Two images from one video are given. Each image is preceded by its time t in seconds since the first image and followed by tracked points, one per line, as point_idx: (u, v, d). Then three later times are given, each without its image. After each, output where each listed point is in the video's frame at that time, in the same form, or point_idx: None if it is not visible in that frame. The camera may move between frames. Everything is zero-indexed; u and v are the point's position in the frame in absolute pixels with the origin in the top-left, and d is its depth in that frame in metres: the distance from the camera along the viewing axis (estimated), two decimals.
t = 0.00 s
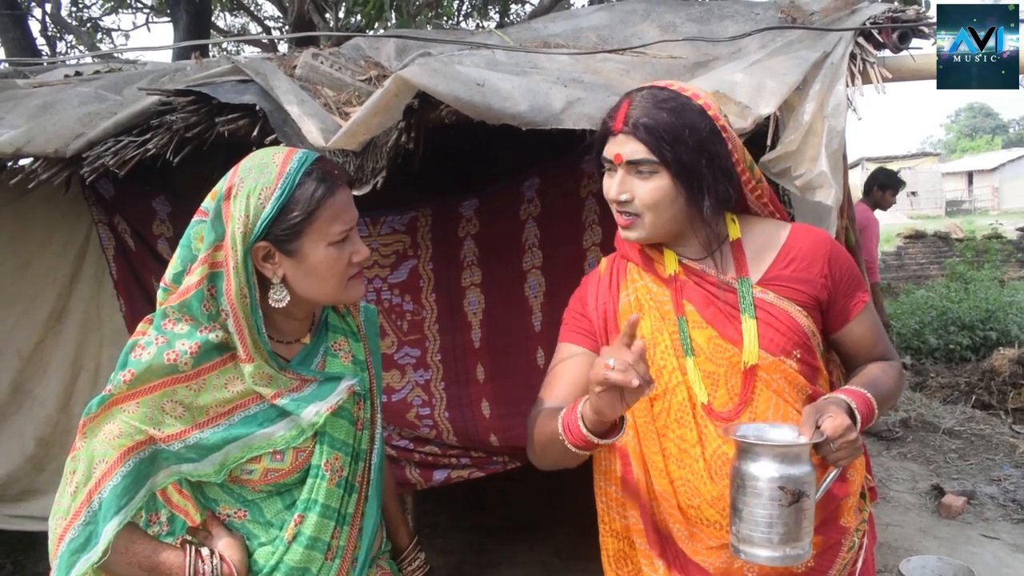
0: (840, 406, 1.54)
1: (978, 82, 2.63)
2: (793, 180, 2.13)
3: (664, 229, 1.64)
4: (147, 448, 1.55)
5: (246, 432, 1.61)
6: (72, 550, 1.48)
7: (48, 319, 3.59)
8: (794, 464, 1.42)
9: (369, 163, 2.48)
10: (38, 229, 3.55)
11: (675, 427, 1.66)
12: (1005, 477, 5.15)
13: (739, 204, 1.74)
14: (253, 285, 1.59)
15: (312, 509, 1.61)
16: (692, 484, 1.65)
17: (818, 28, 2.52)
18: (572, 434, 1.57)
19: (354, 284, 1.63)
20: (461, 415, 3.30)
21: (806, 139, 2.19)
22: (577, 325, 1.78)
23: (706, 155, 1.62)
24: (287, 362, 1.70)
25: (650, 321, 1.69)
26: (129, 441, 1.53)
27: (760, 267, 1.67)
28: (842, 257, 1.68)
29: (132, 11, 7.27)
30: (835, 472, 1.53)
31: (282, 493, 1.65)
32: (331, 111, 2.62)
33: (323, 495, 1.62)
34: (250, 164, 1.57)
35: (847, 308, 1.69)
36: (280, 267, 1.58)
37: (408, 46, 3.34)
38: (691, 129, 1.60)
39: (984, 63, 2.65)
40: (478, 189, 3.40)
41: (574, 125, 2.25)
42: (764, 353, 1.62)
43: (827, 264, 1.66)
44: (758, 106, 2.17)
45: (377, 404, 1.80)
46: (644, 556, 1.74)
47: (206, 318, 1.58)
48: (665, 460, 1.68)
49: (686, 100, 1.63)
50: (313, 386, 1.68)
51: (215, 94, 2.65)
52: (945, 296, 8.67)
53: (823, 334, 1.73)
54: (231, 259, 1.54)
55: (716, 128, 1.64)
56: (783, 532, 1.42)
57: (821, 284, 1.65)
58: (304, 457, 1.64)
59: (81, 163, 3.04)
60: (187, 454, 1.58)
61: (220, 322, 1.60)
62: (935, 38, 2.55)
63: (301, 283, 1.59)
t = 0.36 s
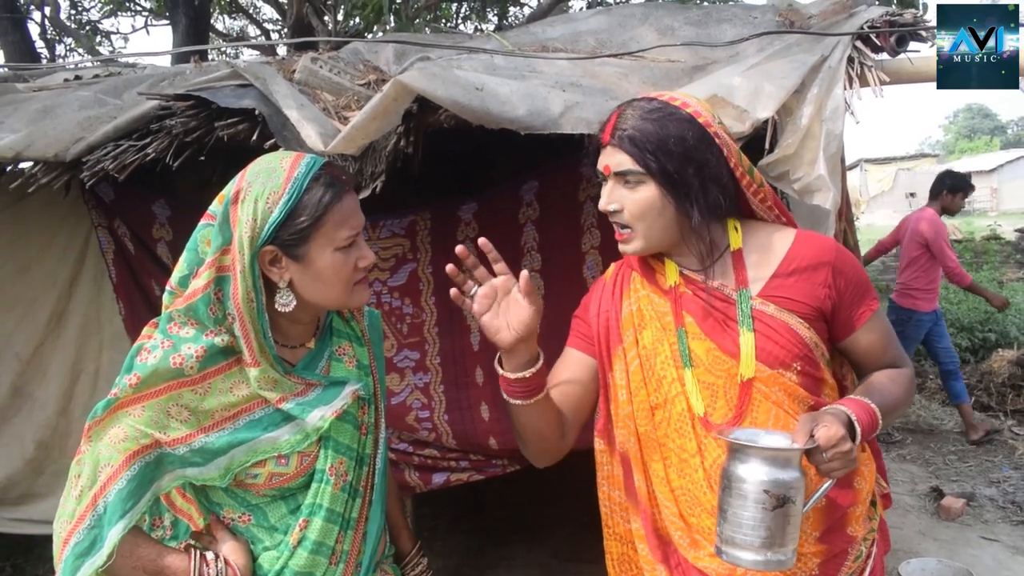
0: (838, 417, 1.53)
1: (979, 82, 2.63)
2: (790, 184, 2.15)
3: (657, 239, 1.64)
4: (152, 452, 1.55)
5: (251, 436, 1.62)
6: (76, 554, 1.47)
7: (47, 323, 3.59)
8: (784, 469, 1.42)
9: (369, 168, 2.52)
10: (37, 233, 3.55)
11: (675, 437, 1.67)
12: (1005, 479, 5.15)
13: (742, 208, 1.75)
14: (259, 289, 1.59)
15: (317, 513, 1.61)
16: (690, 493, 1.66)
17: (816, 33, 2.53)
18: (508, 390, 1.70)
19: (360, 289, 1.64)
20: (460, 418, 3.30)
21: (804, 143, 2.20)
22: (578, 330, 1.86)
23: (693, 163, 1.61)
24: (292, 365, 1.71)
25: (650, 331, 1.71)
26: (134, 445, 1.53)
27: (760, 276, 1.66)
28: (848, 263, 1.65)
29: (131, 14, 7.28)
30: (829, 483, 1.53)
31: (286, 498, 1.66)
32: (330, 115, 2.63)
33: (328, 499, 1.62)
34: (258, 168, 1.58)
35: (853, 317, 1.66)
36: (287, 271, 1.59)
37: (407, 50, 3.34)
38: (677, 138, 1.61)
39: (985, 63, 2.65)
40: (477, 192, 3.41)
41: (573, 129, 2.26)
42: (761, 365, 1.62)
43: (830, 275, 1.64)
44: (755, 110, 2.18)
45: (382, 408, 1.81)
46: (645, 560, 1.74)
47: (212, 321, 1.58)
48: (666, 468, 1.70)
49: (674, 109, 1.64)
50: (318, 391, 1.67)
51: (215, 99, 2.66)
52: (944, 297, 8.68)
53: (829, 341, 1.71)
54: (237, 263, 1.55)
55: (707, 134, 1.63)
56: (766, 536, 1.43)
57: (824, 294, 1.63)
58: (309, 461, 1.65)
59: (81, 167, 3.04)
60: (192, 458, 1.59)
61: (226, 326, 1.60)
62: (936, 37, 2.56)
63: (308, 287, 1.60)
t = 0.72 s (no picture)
0: (838, 420, 1.51)
1: (979, 82, 2.65)
2: (790, 182, 2.15)
3: (663, 227, 1.63)
4: (154, 451, 1.54)
5: (252, 434, 1.61)
6: (78, 556, 1.46)
7: (45, 325, 3.58)
8: (771, 468, 1.42)
9: (367, 168, 2.52)
10: (35, 235, 3.54)
11: (675, 430, 1.68)
12: (1004, 479, 5.15)
13: (756, 204, 1.70)
14: (259, 287, 1.58)
15: (317, 511, 1.61)
16: (688, 487, 1.66)
17: (814, 31, 2.53)
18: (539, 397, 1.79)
19: (358, 288, 1.63)
20: (460, 418, 3.30)
21: (803, 141, 2.20)
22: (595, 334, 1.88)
23: (702, 152, 1.59)
24: (291, 364, 1.70)
25: (656, 327, 1.72)
26: (136, 444, 1.52)
27: (767, 273, 1.64)
28: (859, 261, 1.60)
29: (129, 16, 7.28)
30: (823, 485, 1.51)
31: (286, 496, 1.65)
32: (328, 115, 2.62)
33: (328, 498, 1.61)
34: (258, 166, 1.57)
35: (864, 318, 1.60)
36: (286, 270, 1.58)
37: (404, 50, 3.34)
38: (688, 125, 1.60)
39: (985, 63, 2.65)
40: (475, 191, 3.40)
41: (572, 125, 2.24)
42: (760, 362, 1.59)
43: (839, 276, 1.59)
44: (754, 109, 2.18)
45: (380, 408, 1.79)
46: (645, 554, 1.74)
47: (212, 320, 1.58)
48: (667, 462, 1.70)
49: (689, 98, 1.63)
50: (317, 389, 1.67)
51: (212, 99, 2.65)
52: (943, 298, 8.68)
53: (838, 344, 1.66)
54: (238, 261, 1.54)
55: (719, 125, 1.61)
56: (748, 533, 1.43)
57: (831, 294, 1.59)
58: (310, 459, 1.64)
59: (79, 168, 3.03)
60: (194, 457, 1.58)
61: (226, 324, 1.60)
62: (936, 37, 2.55)
63: (307, 285, 1.59)
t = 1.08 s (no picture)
0: (841, 417, 1.51)
1: (979, 82, 2.64)
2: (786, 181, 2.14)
3: (679, 214, 1.63)
4: (148, 451, 1.53)
5: (247, 433, 1.60)
6: (71, 558, 1.45)
7: (41, 325, 3.58)
8: (773, 468, 1.42)
9: (363, 167, 2.53)
10: (31, 235, 3.54)
11: (679, 419, 1.68)
12: (1002, 476, 5.16)
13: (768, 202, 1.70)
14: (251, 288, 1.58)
15: (310, 510, 1.61)
16: (692, 475, 1.67)
17: (811, 30, 2.52)
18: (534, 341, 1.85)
19: (350, 288, 1.63)
20: (457, 417, 3.30)
21: (800, 140, 2.21)
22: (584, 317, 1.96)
23: (722, 141, 1.59)
24: (284, 362, 1.70)
25: (662, 315, 1.72)
26: (130, 445, 1.51)
27: (775, 268, 1.63)
28: (869, 263, 1.59)
29: (126, 16, 7.27)
30: (824, 482, 1.52)
31: (280, 495, 1.64)
32: (325, 115, 2.61)
33: (322, 496, 1.61)
34: (250, 167, 1.56)
35: (871, 319, 1.60)
36: (279, 270, 1.58)
37: (401, 49, 3.33)
38: (709, 115, 1.59)
39: (985, 63, 2.65)
40: (472, 190, 3.39)
41: (570, 122, 2.24)
42: (766, 353, 1.59)
43: (849, 274, 1.58)
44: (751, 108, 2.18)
45: (373, 406, 1.79)
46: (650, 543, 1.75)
47: (205, 320, 1.57)
48: (672, 451, 1.71)
49: (710, 89, 1.63)
50: (311, 388, 1.67)
51: (208, 99, 2.64)
52: (940, 296, 8.70)
53: (844, 344, 1.65)
54: (230, 262, 1.53)
55: (740, 116, 1.61)
56: (752, 534, 1.43)
57: (840, 292, 1.58)
58: (304, 458, 1.63)
59: (74, 168, 3.03)
60: (188, 457, 1.57)
61: (219, 324, 1.59)
62: (935, 37, 2.54)
63: (299, 286, 1.59)
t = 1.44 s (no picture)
0: (844, 417, 1.51)
1: (979, 82, 2.63)
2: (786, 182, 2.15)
3: (688, 221, 1.64)
4: (143, 452, 1.54)
5: (242, 433, 1.60)
6: (67, 559, 1.44)
7: (40, 326, 3.57)
8: (783, 469, 1.41)
9: (362, 167, 2.55)
10: (30, 235, 3.53)
11: (679, 415, 1.69)
12: (1001, 477, 5.16)
13: (777, 203, 1.70)
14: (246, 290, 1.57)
15: (305, 510, 1.60)
16: (689, 471, 1.67)
17: (810, 30, 2.52)
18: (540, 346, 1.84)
19: (344, 291, 1.64)
20: (457, 417, 3.30)
21: (799, 139, 2.21)
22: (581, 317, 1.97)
23: (728, 147, 1.59)
24: (280, 363, 1.70)
25: (667, 312, 1.72)
26: (125, 445, 1.51)
27: (781, 267, 1.63)
28: (874, 268, 1.59)
29: (124, 16, 7.27)
30: (832, 484, 1.52)
31: (276, 496, 1.64)
32: (324, 115, 2.61)
33: (317, 497, 1.61)
34: (244, 168, 1.55)
35: (876, 322, 1.60)
36: (274, 272, 1.58)
37: (400, 50, 3.33)
38: (713, 121, 1.59)
39: (985, 63, 2.65)
40: (473, 191, 3.39)
41: (571, 121, 2.24)
42: (767, 350, 1.59)
43: (854, 277, 1.58)
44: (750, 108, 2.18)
45: (369, 407, 1.79)
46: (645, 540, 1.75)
47: (201, 322, 1.57)
48: (670, 447, 1.71)
49: (714, 93, 1.62)
50: (308, 388, 1.66)
51: (207, 99, 2.64)
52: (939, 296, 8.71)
53: (849, 347, 1.65)
54: (224, 264, 1.53)
55: (744, 120, 1.61)
56: (763, 535, 1.42)
57: (844, 293, 1.58)
58: (300, 459, 1.63)
59: (73, 168, 3.02)
60: (184, 458, 1.57)
61: (215, 325, 1.59)
62: (935, 37, 2.54)
63: (295, 287, 1.59)
